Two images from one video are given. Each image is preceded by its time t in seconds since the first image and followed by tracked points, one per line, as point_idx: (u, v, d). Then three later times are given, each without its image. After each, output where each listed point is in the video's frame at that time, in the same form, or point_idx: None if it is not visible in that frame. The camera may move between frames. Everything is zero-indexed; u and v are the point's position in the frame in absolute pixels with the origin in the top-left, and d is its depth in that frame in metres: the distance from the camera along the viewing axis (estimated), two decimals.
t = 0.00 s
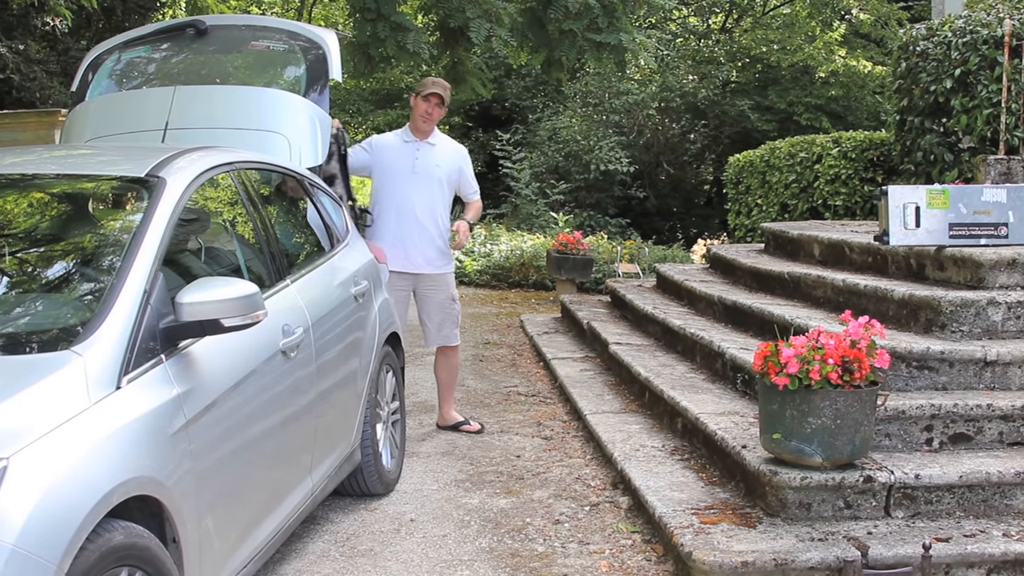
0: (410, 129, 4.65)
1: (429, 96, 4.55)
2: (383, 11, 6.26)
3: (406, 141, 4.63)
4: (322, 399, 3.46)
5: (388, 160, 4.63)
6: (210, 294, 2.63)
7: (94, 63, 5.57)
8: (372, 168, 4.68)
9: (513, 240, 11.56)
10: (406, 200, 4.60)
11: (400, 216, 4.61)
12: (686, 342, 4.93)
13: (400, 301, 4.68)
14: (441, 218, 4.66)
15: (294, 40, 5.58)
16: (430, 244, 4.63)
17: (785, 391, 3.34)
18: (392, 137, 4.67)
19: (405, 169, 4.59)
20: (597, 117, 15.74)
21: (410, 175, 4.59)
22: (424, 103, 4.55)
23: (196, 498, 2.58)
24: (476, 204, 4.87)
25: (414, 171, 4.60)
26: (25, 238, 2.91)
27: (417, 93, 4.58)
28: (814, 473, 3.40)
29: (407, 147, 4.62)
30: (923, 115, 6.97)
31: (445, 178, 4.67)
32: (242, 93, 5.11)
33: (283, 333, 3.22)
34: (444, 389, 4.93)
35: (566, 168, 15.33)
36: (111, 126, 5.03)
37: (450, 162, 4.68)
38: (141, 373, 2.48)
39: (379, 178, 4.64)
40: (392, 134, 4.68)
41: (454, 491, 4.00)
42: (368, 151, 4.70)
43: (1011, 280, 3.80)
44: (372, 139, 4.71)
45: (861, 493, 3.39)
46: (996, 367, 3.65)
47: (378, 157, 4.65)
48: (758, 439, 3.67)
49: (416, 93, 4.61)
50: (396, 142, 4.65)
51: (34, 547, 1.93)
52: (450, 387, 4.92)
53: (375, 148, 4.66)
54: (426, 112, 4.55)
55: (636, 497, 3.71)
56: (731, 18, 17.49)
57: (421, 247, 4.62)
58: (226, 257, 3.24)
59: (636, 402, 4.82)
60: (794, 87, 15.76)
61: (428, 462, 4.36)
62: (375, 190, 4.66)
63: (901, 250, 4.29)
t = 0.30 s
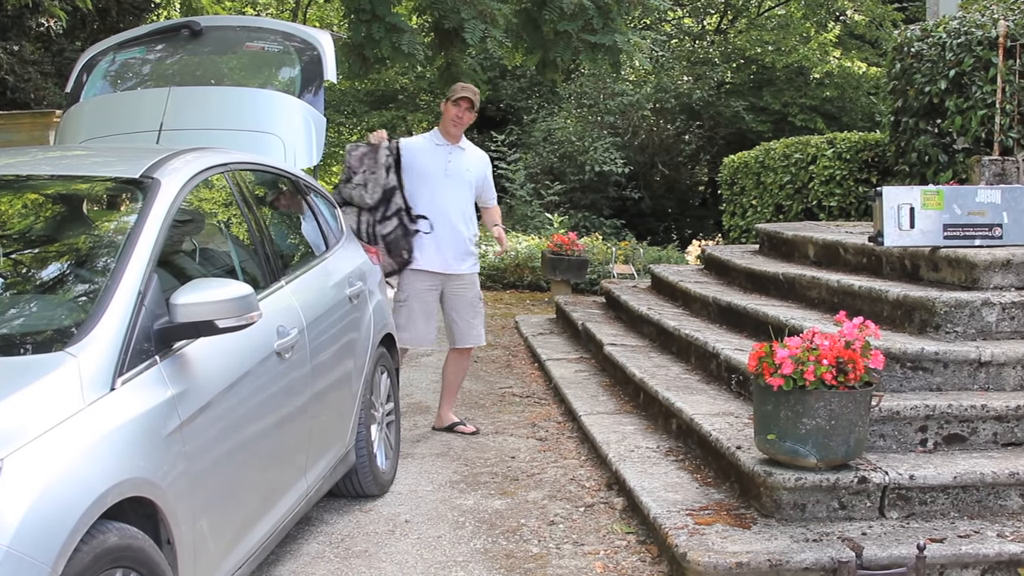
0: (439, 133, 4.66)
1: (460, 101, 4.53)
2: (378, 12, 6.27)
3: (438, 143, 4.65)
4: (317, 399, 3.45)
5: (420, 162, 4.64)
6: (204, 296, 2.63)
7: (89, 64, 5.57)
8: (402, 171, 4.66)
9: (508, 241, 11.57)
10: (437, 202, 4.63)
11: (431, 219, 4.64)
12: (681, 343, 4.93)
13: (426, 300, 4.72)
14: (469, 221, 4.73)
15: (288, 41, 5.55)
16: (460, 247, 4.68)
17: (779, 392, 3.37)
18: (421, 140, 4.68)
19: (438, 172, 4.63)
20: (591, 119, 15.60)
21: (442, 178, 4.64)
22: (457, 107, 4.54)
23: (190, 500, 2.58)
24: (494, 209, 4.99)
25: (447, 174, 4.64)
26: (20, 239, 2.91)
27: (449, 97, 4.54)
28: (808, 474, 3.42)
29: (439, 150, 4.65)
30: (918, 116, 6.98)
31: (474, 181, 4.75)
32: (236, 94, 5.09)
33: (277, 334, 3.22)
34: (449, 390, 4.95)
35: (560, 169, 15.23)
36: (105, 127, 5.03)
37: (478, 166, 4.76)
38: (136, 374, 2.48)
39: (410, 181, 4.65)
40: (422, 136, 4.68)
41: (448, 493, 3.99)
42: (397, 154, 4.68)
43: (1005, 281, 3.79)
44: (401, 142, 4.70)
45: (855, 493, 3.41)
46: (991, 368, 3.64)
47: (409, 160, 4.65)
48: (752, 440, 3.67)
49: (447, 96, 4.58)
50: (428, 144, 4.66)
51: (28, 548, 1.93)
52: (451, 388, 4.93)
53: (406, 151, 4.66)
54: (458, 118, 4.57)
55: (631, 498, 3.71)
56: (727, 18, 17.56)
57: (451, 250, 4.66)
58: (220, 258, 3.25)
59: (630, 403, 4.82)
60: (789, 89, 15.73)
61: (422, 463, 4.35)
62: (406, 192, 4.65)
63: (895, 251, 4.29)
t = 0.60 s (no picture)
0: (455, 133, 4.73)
1: (488, 109, 4.68)
2: (365, 15, 6.27)
3: (455, 143, 4.71)
4: (304, 401, 3.45)
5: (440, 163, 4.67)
6: (190, 298, 2.62)
7: (75, 67, 5.56)
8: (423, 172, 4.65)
9: (496, 243, 11.52)
10: (457, 202, 4.72)
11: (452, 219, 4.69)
12: (668, 345, 4.93)
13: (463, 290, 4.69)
14: (479, 220, 4.84)
15: (275, 43, 5.54)
16: (476, 245, 4.74)
17: (766, 394, 3.39)
18: (437, 140, 4.70)
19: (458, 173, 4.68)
20: (578, 121, 15.49)
21: (459, 178, 4.72)
22: (483, 113, 4.68)
23: (177, 502, 2.58)
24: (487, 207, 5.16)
25: (465, 174, 4.73)
26: (6, 241, 2.90)
27: (474, 101, 4.64)
28: (795, 476, 3.43)
29: (455, 149, 4.71)
30: (904, 118, 7.00)
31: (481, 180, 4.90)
32: (223, 97, 5.08)
33: (264, 337, 3.22)
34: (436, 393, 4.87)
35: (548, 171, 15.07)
36: (92, 130, 5.02)
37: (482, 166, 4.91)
38: (122, 377, 2.48)
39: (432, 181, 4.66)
40: (437, 136, 4.70)
41: (436, 495, 3.97)
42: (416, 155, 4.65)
43: (991, 283, 3.80)
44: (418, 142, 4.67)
45: (842, 495, 3.42)
46: (977, 369, 3.64)
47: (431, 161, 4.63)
48: (740, 441, 3.67)
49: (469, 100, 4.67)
50: (445, 144, 4.69)
51: (15, 552, 1.92)
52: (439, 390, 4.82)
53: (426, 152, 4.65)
54: (482, 123, 4.71)
55: (618, 500, 3.71)
56: (715, 20, 17.56)
57: (471, 250, 4.73)
58: (207, 261, 3.24)
59: (618, 405, 4.82)
60: (776, 91, 15.74)
61: (410, 466, 4.33)
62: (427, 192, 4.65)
63: (882, 253, 4.28)
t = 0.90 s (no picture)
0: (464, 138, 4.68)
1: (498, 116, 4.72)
2: (345, 19, 6.24)
3: (466, 148, 4.66)
4: (283, 406, 3.44)
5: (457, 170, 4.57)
6: (168, 303, 2.61)
7: (54, 70, 5.53)
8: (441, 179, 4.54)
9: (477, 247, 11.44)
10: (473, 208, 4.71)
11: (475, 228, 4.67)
12: (649, 349, 4.93)
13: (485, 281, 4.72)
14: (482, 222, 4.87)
15: (255, 47, 5.54)
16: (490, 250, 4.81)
17: (745, 397, 3.40)
18: (451, 145, 4.58)
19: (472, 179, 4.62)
20: (558, 125, 15.39)
21: (473, 184, 4.69)
22: (493, 120, 4.70)
23: (155, 508, 2.57)
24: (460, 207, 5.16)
25: (475, 179, 4.69)
26: None
27: (486, 108, 4.65)
28: (775, 479, 3.44)
29: (468, 155, 4.65)
30: (883, 122, 7.02)
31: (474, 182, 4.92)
32: (203, 101, 5.07)
33: (244, 341, 3.21)
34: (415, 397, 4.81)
35: (528, 175, 15.09)
36: (71, 134, 4.99)
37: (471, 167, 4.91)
38: (101, 382, 2.47)
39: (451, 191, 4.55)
40: (450, 140, 4.59)
41: (416, 499, 3.95)
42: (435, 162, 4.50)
43: (969, 286, 3.82)
44: (436, 149, 4.51)
45: (822, 498, 3.43)
46: (956, 372, 3.65)
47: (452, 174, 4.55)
48: (719, 445, 3.68)
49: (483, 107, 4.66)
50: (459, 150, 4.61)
51: None
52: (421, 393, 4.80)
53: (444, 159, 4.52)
54: (490, 129, 4.72)
55: (598, 504, 3.70)
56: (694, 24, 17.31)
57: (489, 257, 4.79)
58: (186, 265, 3.23)
59: (599, 408, 4.82)
60: (756, 94, 15.91)
61: (391, 470, 4.30)
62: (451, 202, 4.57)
63: (861, 256, 4.29)
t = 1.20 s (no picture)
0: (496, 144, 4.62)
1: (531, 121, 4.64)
2: (324, 24, 6.28)
3: (498, 155, 4.62)
4: (262, 411, 3.43)
5: (491, 179, 4.55)
6: (147, 308, 2.59)
7: (32, 75, 5.51)
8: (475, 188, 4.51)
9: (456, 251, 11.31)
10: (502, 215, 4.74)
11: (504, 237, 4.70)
12: (628, 353, 4.93)
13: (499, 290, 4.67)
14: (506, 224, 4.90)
15: (233, 52, 5.54)
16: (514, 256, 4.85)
17: (725, 401, 3.40)
18: (485, 153, 4.53)
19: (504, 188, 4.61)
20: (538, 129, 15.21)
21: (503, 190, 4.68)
22: (527, 127, 4.64)
23: (135, 514, 2.56)
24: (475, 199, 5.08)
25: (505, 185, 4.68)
26: None
27: (519, 114, 4.58)
28: (754, 483, 3.45)
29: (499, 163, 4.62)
30: (862, 126, 7.05)
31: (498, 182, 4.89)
32: (182, 106, 5.07)
33: (223, 346, 3.20)
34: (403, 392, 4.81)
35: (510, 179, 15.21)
36: (50, 139, 4.97)
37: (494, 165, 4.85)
38: (79, 387, 2.45)
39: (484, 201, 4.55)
40: (484, 148, 4.53)
41: (396, 504, 3.93)
42: (470, 172, 4.46)
43: (948, 290, 3.82)
44: (473, 158, 4.46)
45: (801, 502, 3.44)
46: (935, 375, 3.65)
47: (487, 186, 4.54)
48: (699, 449, 3.68)
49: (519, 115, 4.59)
50: (493, 158, 4.57)
51: None
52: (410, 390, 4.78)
53: (479, 169, 4.48)
54: (523, 134, 4.66)
55: (578, 508, 3.69)
56: (674, 28, 16.77)
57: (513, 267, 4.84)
58: (165, 270, 3.21)
59: (578, 413, 4.81)
60: (735, 99, 15.53)
61: (371, 474, 4.28)
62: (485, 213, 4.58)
63: (840, 260, 4.30)
